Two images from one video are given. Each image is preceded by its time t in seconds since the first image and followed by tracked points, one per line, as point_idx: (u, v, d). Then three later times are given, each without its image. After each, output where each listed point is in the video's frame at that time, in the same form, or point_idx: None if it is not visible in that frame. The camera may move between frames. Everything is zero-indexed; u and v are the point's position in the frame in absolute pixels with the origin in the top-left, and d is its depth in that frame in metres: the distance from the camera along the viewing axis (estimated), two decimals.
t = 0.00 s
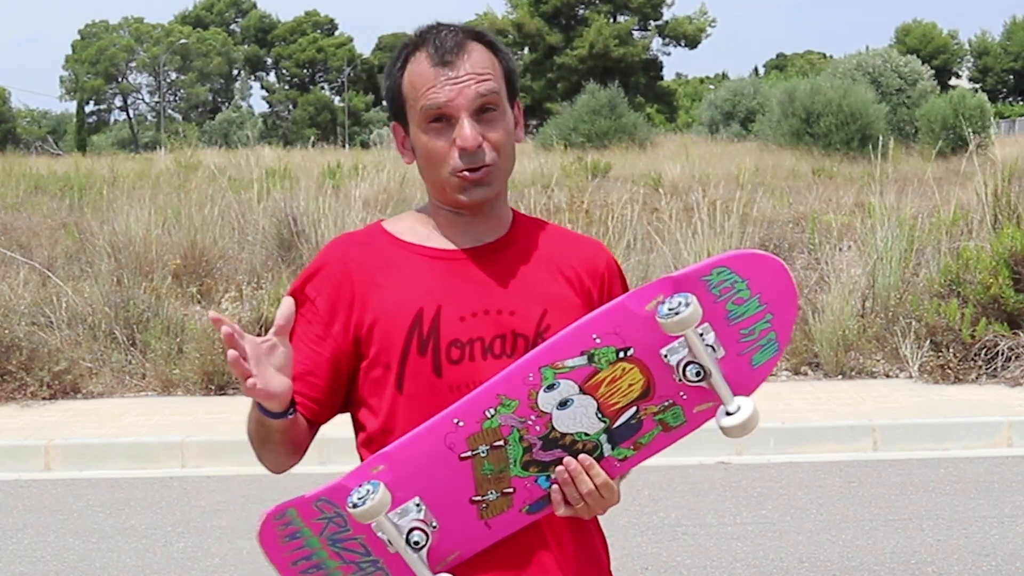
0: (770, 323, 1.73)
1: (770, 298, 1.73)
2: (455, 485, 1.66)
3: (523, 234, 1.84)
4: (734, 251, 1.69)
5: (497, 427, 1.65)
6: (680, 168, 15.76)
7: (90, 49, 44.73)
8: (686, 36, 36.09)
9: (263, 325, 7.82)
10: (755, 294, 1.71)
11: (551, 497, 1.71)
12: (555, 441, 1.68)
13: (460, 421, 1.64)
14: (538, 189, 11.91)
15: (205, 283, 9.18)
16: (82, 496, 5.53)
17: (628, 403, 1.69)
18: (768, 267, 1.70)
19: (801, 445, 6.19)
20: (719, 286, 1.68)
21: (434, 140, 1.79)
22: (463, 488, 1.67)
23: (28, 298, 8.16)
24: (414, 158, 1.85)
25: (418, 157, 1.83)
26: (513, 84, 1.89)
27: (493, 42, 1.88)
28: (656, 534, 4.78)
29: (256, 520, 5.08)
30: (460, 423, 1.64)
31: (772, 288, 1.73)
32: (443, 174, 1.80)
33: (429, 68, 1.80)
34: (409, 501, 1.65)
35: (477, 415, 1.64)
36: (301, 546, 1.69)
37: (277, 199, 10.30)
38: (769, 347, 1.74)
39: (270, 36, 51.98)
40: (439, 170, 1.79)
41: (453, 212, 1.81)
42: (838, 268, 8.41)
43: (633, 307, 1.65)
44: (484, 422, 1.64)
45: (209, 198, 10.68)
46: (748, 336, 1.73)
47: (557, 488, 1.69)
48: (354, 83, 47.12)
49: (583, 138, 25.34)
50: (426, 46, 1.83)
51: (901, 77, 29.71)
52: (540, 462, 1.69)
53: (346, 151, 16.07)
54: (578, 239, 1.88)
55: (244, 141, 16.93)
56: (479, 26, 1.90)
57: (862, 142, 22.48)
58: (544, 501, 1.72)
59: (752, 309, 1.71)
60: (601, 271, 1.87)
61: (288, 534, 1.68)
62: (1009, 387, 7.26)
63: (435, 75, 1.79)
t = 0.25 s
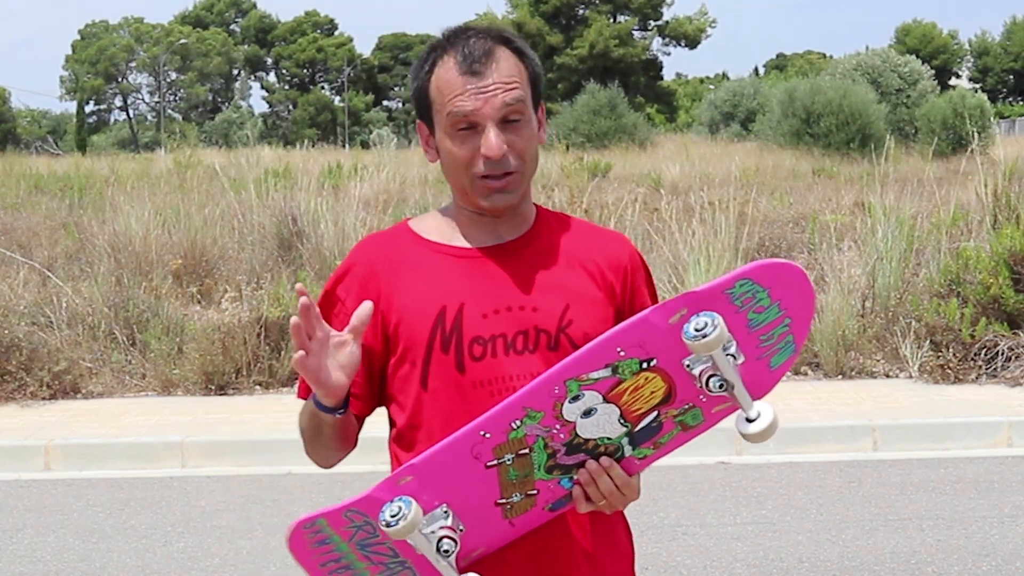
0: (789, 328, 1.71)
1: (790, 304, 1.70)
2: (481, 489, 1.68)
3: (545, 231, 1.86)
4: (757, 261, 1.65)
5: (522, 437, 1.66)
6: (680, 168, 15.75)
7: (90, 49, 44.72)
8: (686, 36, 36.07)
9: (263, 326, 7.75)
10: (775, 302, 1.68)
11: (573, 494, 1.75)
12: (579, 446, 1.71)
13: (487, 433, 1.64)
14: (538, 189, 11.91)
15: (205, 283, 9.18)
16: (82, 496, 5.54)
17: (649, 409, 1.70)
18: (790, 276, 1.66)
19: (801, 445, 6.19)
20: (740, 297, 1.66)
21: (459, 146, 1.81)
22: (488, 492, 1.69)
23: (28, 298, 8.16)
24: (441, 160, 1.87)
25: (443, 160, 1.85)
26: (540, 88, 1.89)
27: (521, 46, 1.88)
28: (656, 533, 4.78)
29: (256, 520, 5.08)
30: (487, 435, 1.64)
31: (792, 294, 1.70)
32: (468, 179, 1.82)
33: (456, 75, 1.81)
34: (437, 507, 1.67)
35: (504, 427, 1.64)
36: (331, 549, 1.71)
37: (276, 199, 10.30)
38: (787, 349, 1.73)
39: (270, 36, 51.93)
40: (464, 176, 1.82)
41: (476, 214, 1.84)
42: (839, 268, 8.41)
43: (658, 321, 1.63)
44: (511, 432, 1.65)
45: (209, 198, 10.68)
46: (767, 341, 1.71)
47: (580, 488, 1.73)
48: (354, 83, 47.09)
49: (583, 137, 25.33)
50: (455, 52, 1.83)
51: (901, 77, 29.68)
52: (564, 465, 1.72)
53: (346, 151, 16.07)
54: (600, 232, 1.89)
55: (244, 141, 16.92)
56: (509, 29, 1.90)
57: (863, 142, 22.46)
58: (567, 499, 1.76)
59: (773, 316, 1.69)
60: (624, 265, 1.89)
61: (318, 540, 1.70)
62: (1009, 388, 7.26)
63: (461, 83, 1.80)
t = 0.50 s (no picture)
0: (807, 336, 1.68)
1: (810, 313, 1.66)
2: (500, 488, 1.67)
3: (563, 230, 1.84)
4: (776, 273, 1.60)
5: (541, 440, 1.64)
6: (680, 168, 15.75)
7: (90, 49, 44.71)
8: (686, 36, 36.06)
9: (263, 326, 7.75)
10: (793, 312, 1.64)
11: (592, 493, 1.74)
12: (598, 448, 1.69)
13: (507, 435, 1.61)
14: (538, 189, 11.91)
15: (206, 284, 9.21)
16: (83, 496, 5.54)
17: (667, 414, 1.69)
18: (809, 287, 1.62)
19: (801, 445, 6.19)
20: (759, 308, 1.61)
21: (505, 145, 1.78)
22: (510, 491, 1.68)
23: (28, 298, 8.16)
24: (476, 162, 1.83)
25: (479, 158, 1.82)
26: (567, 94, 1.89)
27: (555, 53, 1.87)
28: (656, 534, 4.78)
29: (257, 520, 5.08)
30: (507, 437, 1.61)
31: (812, 304, 1.66)
32: (512, 178, 1.79)
33: (506, 74, 1.79)
34: (458, 505, 1.66)
35: (524, 430, 1.62)
36: (355, 541, 1.72)
37: (276, 199, 10.30)
38: (805, 357, 1.70)
39: (270, 36, 51.93)
40: (509, 176, 1.79)
41: (502, 214, 1.83)
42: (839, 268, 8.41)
43: (676, 330, 1.59)
44: (529, 435, 1.63)
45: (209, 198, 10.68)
46: (785, 350, 1.68)
47: (599, 489, 1.72)
48: (354, 83, 47.10)
49: (583, 138, 25.34)
50: (503, 51, 1.81)
51: (901, 77, 29.68)
52: (583, 467, 1.71)
53: (346, 151, 16.07)
54: (617, 232, 1.87)
55: (244, 141, 16.94)
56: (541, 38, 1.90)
57: (862, 142, 22.46)
58: (586, 497, 1.75)
59: (791, 326, 1.66)
60: (640, 262, 1.85)
61: (343, 533, 1.70)
62: (1009, 388, 7.26)
63: (512, 83, 1.78)
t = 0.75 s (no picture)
0: (811, 321, 1.68)
1: (812, 298, 1.67)
2: (513, 483, 1.67)
3: (565, 235, 1.84)
4: (779, 256, 1.62)
5: (553, 432, 1.64)
6: (680, 168, 15.75)
7: (91, 49, 44.71)
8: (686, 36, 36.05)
9: (263, 326, 7.76)
10: (797, 296, 1.66)
11: (605, 488, 1.72)
12: (610, 440, 1.69)
13: (520, 427, 1.63)
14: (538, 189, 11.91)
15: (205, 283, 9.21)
16: (83, 496, 5.54)
17: (677, 404, 1.68)
18: (810, 271, 1.64)
19: (801, 445, 6.19)
20: (763, 292, 1.63)
21: (529, 156, 1.77)
22: (523, 485, 1.67)
23: (28, 297, 8.16)
24: (494, 170, 1.82)
25: (500, 166, 1.80)
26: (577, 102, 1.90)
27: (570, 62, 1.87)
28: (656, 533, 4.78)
29: (257, 520, 5.08)
30: (519, 430, 1.63)
31: (814, 289, 1.67)
32: (534, 189, 1.79)
33: (534, 85, 1.77)
34: (472, 501, 1.66)
35: (536, 421, 1.63)
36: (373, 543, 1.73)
37: (276, 199, 10.31)
38: (810, 342, 1.70)
39: (270, 36, 51.91)
40: (531, 186, 1.78)
41: (511, 220, 1.83)
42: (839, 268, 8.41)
43: (683, 315, 1.61)
44: (542, 427, 1.64)
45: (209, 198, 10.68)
46: (790, 335, 1.68)
47: (612, 483, 1.71)
48: (354, 83, 47.09)
49: (583, 137, 25.33)
50: (530, 63, 1.79)
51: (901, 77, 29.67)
52: (595, 460, 1.70)
53: (346, 151, 16.07)
54: (619, 232, 1.87)
55: (244, 141, 16.94)
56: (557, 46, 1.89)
57: (862, 142, 22.46)
58: (599, 493, 1.73)
59: (795, 310, 1.67)
60: (641, 261, 1.84)
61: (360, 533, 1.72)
62: (1009, 388, 7.26)
63: (541, 95, 1.77)
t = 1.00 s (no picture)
0: (804, 324, 1.73)
1: (805, 299, 1.72)
2: (504, 483, 1.67)
3: (560, 233, 1.85)
4: (771, 257, 1.67)
5: (544, 431, 1.66)
6: (680, 168, 15.75)
7: (91, 49, 44.70)
8: (685, 36, 36.05)
9: (263, 326, 7.77)
10: (791, 298, 1.70)
11: (596, 490, 1.73)
12: (600, 440, 1.71)
13: (510, 426, 1.64)
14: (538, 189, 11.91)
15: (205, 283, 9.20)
16: (82, 496, 5.54)
17: (669, 404, 1.71)
18: (803, 271, 1.68)
19: (801, 445, 6.19)
20: (755, 292, 1.68)
21: (491, 138, 1.80)
22: (513, 485, 1.68)
23: (28, 297, 8.15)
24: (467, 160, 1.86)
25: (470, 154, 1.84)
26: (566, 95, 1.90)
27: (551, 53, 1.89)
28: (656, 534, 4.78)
29: (257, 520, 5.08)
30: (510, 427, 1.64)
31: (807, 290, 1.72)
32: (498, 174, 1.80)
33: (493, 69, 1.81)
34: (462, 499, 1.67)
35: (526, 419, 1.64)
36: (359, 543, 1.72)
37: (277, 200, 10.31)
38: (803, 344, 1.75)
39: (270, 36, 51.91)
40: (494, 171, 1.80)
41: (496, 215, 1.83)
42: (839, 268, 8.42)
43: (675, 315, 1.65)
44: (532, 426, 1.65)
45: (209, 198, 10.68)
46: (783, 337, 1.72)
47: (602, 484, 1.72)
48: (354, 83, 47.08)
49: (583, 137, 25.33)
50: (493, 49, 1.83)
51: (901, 77, 29.68)
52: (585, 460, 1.71)
53: (347, 151, 16.07)
54: (613, 235, 1.88)
55: (245, 141, 16.93)
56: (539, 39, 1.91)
57: (862, 142, 22.46)
58: (589, 494, 1.74)
59: (788, 312, 1.71)
60: (636, 265, 1.87)
61: (346, 533, 1.70)
62: (1009, 387, 7.26)
63: (499, 77, 1.80)
